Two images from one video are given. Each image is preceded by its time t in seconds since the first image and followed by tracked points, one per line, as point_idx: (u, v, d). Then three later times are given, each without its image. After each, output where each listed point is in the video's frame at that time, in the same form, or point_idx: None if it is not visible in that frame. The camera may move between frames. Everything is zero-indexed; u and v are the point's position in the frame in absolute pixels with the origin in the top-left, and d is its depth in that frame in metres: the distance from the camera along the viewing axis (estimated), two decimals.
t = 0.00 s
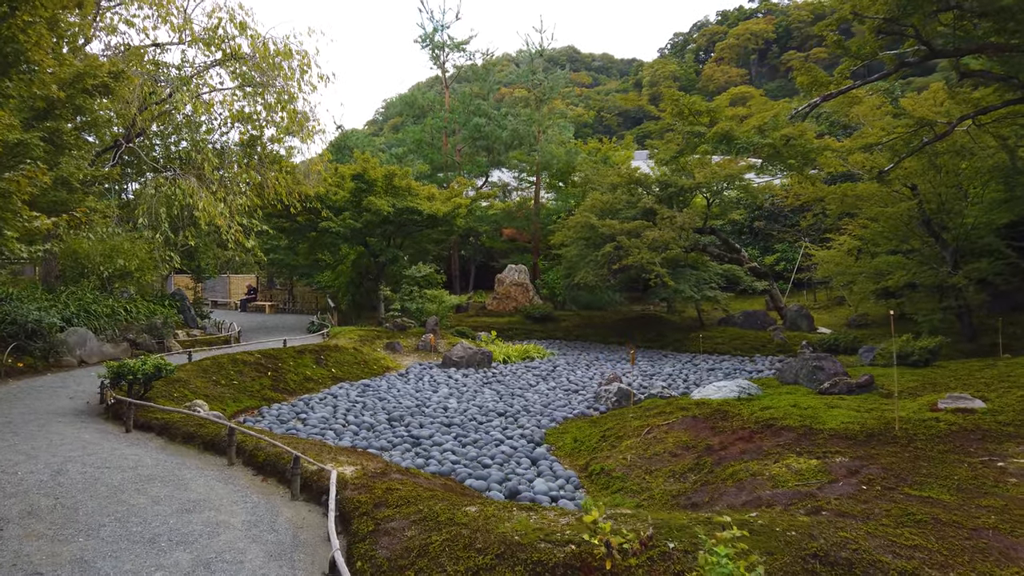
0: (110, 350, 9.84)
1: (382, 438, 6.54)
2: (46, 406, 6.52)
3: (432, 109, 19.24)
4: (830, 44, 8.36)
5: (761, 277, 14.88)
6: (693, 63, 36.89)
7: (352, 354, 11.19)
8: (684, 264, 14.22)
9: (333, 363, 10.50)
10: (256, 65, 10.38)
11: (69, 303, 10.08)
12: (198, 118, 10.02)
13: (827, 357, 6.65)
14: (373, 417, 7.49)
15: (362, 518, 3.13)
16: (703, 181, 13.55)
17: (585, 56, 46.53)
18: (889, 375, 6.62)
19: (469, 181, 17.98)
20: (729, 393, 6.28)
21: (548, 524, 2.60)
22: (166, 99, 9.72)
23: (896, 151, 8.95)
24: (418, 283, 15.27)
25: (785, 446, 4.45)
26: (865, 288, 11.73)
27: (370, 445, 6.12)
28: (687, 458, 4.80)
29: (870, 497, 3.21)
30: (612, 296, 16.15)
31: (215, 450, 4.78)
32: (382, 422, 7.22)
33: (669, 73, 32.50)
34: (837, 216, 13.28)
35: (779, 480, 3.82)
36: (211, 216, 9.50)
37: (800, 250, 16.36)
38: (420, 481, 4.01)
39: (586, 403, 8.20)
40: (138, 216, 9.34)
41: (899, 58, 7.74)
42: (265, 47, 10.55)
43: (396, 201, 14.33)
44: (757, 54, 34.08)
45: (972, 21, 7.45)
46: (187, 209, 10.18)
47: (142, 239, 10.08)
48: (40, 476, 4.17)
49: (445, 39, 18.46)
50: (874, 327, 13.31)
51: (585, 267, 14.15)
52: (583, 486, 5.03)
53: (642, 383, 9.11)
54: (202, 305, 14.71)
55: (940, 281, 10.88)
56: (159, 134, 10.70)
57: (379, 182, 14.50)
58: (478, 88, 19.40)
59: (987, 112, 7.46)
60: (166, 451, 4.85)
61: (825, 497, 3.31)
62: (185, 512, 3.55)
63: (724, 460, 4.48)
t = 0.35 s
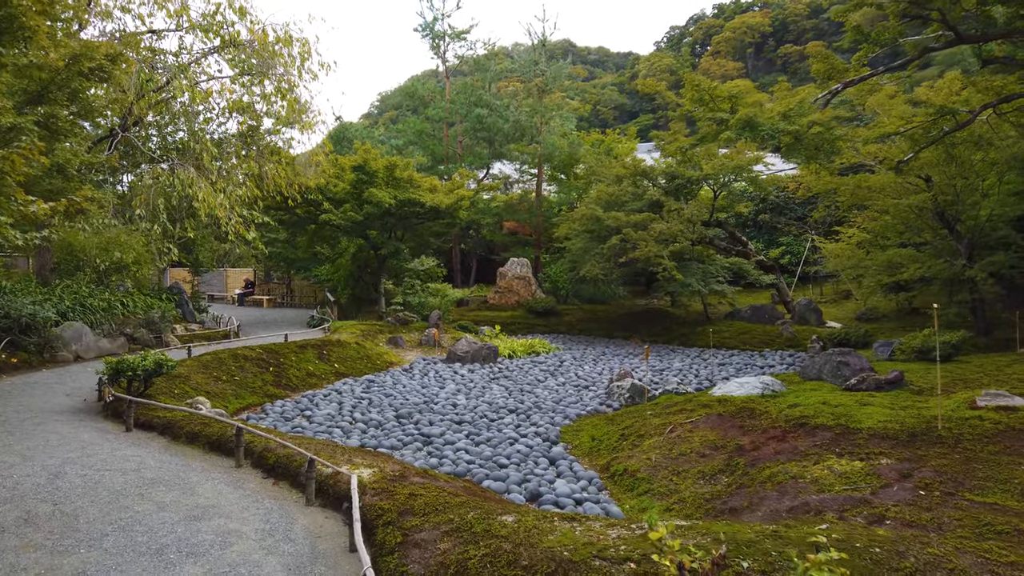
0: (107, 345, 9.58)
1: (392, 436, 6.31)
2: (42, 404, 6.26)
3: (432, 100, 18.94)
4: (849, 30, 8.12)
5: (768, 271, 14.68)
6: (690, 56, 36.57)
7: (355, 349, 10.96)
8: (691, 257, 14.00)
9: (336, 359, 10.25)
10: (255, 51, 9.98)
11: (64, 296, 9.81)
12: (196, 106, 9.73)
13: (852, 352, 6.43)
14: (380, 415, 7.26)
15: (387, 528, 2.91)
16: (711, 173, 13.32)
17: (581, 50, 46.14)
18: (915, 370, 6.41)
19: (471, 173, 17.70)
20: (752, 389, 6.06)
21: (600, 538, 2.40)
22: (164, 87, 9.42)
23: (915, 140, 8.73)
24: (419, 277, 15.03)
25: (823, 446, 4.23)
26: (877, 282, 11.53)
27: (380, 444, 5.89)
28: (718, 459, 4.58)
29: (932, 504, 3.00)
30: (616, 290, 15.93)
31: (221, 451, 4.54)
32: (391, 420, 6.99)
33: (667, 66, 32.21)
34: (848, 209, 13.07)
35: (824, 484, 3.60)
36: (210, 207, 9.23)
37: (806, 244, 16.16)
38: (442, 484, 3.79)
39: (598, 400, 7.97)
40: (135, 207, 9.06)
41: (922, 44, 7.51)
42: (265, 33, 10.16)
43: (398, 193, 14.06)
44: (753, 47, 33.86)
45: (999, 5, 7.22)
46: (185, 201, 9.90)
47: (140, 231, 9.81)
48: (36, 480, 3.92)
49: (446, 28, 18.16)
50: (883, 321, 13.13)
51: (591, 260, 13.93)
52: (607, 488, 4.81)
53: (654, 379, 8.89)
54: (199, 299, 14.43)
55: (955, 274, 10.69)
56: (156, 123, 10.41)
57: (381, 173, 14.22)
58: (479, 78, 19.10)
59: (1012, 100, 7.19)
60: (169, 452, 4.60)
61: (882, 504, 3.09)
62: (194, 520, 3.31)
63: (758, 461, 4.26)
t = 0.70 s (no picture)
0: (104, 344, 9.32)
1: (402, 439, 6.09)
2: (38, 406, 6.02)
3: (432, 93, 18.68)
4: (868, 19, 7.91)
5: (775, 267, 14.50)
6: (686, 51, 36.36)
7: (358, 347, 10.73)
8: (697, 253, 13.80)
9: (339, 357, 10.02)
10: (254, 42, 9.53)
11: (60, 293, 9.55)
12: (195, 99, 9.47)
13: (877, 352, 6.24)
14: (388, 416, 7.05)
15: (417, 549, 2.71)
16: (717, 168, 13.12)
17: (577, 44, 45.88)
18: (942, 371, 6.22)
19: (472, 167, 17.46)
20: (776, 391, 5.86)
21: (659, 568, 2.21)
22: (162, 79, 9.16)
23: (933, 134, 8.53)
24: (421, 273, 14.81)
25: (861, 454, 4.04)
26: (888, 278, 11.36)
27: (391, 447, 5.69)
28: (748, 466, 4.38)
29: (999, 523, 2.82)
30: (619, 286, 15.73)
31: (228, 460, 4.31)
32: (399, 421, 6.77)
33: (664, 61, 32.07)
34: (857, 204, 12.88)
35: (871, 496, 3.41)
36: (209, 203, 8.99)
37: (812, 240, 15.99)
38: (465, 496, 3.58)
39: (610, 401, 7.77)
40: (133, 202, 8.81)
41: (945, 34, 7.31)
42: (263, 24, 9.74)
43: (400, 187, 13.82)
44: (750, 42, 33.72)
45: None
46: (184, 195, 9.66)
47: (137, 227, 9.55)
48: (32, 492, 3.69)
49: (446, 20, 17.89)
50: (892, 318, 12.97)
51: (595, 256, 13.72)
52: (632, 495, 4.61)
53: (666, 378, 8.69)
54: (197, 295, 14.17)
55: (968, 271, 10.52)
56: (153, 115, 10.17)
57: (382, 167, 13.98)
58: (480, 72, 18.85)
59: None
60: (172, 460, 4.37)
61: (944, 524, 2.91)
62: (203, 537, 3.09)
63: (794, 469, 4.07)
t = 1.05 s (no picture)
0: (97, 338, 9.03)
1: (409, 438, 5.83)
2: (27, 404, 5.74)
3: (432, 83, 18.37)
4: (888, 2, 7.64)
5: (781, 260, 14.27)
6: (682, 44, 36.09)
7: (358, 342, 10.46)
8: (703, 245, 13.56)
9: (340, 352, 9.75)
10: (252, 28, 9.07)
11: (51, 286, 9.26)
12: (190, 86, 9.17)
13: (903, 346, 6.00)
14: (393, 413, 6.80)
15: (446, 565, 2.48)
16: (724, 158, 12.88)
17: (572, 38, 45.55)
18: (970, 366, 6.00)
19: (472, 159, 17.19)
20: (800, 387, 5.61)
21: None
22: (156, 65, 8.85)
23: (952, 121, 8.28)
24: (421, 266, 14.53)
25: (905, 454, 3.81)
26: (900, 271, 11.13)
27: (398, 446, 5.44)
28: (781, 468, 4.13)
29: None
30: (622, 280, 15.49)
31: (229, 462, 4.05)
32: (405, 418, 6.52)
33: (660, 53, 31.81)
34: (866, 196, 12.65)
35: (925, 501, 3.19)
36: (205, 192, 8.71)
37: (817, 232, 15.78)
38: (485, 502, 3.34)
39: (621, 397, 7.52)
40: (126, 192, 8.50)
41: (969, 16, 7.05)
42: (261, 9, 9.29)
43: (400, 179, 13.54)
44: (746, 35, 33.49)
45: None
46: (179, 185, 9.36)
47: (131, 218, 9.27)
48: (17, 499, 3.42)
49: (446, 9, 17.57)
50: (901, 311, 12.76)
51: (599, 249, 13.47)
52: (656, 498, 4.36)
53: (677, 373, 8.45)
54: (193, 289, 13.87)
55: (982, 263, 10.31)
56: (147, 103, 9.91)
57: (381, 158, 13.69)
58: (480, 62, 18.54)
59: None
60: (168, 462, 4.10)
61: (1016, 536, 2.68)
62: (204, 549, 2.83)
63: (832, 471, 3.83)
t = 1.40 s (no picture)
0: (92, 337, 8.75)
1: (419, 443, 5.59)
2: (18, 409, 5.46)
3: (432, 75, 18.04)
4: None
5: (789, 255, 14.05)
6: (679, 37, 35.78)
7: (361, 339, 10.21)
8: (710, 240, 13.32)
9: (342, 351, 9.49)
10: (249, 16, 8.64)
11: (44, 283, 8.98)
12: (187, 76, 8.88)
13: (933, 346, 5.77)
14: (400, 415, 6.56)
15: None
16: (733, 151, 12.63)
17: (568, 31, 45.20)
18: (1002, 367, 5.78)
19: (474, 152, 16.91)
20: (828, 389, 5.38)
21: None
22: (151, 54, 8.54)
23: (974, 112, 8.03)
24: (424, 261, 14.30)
25: (956, 466, 3.59)
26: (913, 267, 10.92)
27: (409, 452, 5.19)
28: (820, 479, 3.91)
29: None
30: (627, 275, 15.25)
31: (234, 474, 3.79)
32: (414, 421, 6.27)
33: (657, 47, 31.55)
34: (878, 189, 12.40)
35: (990, 521, 2.98)
36: (203, 186, 8.45)
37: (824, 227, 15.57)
38: (513, 520, 3.11)
39: (636, 398, 7.28)
40: (122, 186, 8.21)
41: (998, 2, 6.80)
42: None
43: (401, 172, 13.25)
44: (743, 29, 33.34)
45: None
46: (176, 179, 9.08)
47: (126, 213, 8.98)
48: (6, 518, 3.16)
49: None
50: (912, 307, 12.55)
51: (605, 243, 13.21)
52: (686, 509, 4.13)
53: (691, 373, 8.21)
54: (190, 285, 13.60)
55: (999, 259, 10.09)
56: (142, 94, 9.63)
57: (383, 151, 13.40)
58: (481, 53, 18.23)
59: None
60: (168, 474, 3.85)
61: None
62: None
63: (878, 484, 3.61)
